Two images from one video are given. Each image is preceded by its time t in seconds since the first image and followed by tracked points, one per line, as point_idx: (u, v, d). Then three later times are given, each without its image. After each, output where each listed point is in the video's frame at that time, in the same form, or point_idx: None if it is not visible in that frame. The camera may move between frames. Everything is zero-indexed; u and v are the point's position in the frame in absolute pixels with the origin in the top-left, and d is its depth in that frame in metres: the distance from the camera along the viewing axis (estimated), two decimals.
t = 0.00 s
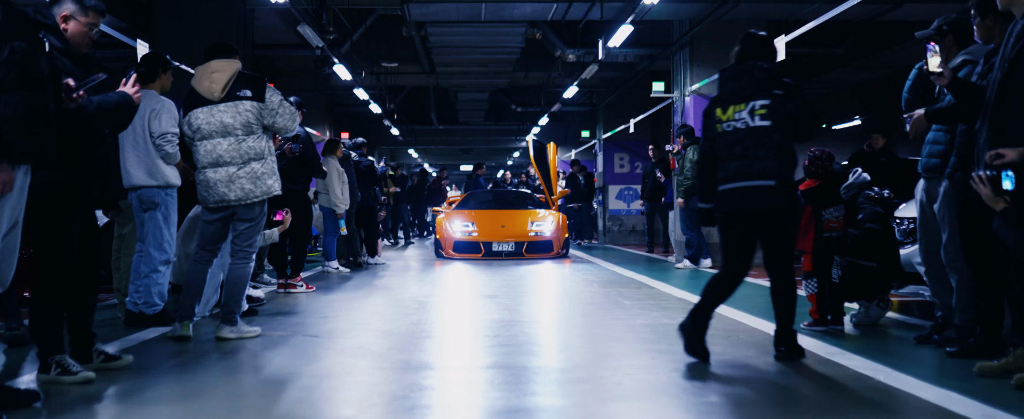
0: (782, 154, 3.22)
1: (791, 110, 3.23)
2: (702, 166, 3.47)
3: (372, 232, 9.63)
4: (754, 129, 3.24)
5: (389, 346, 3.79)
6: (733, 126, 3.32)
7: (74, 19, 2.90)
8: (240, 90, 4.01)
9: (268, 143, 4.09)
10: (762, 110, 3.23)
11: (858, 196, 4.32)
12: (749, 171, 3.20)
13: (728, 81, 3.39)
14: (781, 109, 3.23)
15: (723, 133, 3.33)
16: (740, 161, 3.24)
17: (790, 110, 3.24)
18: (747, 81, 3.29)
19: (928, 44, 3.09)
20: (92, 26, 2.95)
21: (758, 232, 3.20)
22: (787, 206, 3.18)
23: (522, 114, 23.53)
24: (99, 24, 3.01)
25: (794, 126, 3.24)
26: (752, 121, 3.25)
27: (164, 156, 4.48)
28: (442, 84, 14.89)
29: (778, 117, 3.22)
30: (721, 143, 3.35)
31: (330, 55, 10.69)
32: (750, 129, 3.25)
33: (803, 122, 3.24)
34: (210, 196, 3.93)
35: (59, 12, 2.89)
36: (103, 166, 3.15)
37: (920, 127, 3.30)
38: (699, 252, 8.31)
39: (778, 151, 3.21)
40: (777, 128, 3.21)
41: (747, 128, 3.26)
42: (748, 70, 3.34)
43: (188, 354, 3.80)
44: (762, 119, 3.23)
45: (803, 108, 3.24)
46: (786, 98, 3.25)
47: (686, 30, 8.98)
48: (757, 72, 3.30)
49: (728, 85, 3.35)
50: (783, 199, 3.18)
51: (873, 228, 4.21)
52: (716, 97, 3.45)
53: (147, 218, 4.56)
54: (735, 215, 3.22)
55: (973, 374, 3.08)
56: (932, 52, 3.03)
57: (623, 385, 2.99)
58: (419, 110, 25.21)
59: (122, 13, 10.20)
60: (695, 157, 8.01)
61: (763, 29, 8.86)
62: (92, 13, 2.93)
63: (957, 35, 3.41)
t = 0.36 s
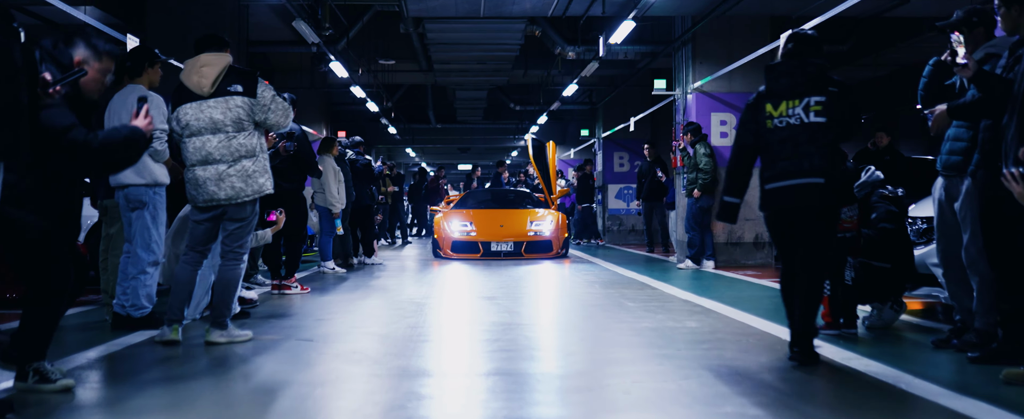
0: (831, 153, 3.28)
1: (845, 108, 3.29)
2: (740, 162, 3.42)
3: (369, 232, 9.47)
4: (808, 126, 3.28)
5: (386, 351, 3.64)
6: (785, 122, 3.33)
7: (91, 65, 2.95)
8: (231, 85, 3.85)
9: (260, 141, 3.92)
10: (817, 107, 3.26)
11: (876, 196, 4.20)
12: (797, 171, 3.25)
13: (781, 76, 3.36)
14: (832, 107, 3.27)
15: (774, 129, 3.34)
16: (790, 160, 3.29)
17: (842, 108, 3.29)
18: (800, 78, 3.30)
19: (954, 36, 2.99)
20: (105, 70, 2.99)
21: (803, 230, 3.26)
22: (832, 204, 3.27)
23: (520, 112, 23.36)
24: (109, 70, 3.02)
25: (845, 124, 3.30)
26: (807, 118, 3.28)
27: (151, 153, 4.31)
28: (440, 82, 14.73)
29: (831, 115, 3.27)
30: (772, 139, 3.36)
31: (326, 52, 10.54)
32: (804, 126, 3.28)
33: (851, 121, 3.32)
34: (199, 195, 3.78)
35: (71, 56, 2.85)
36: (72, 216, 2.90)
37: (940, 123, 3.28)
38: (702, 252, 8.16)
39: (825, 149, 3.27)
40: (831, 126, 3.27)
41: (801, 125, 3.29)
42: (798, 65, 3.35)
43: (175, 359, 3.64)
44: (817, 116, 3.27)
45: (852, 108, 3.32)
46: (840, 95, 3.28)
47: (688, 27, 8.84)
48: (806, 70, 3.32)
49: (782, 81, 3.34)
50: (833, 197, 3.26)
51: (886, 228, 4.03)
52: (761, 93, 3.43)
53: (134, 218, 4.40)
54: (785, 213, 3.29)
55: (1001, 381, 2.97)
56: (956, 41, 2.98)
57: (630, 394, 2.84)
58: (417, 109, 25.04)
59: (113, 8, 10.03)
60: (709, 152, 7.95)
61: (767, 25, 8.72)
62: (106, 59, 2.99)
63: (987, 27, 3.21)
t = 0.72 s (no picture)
0: (861, 152, 3.36)
1: (873, 105, 3.38)
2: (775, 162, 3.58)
3: (365, 232, 9.30)
4: (836, 124, 3.38)
5: (380, 358, 3.48)
6: (814, 121, 3.45)
7: (72, 142, 2.68)
8: (218, 80, 3.68)
9: (248, 141, 3.73)
10: (845, 105, 3.37)
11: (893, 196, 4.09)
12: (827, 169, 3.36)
13: (807, 74, 3.49)
14: (861, 105, 3.37)
15: (805, 128, 3.47)
16: (821, 158, 3.40)
17: (871, 105, 3.38)
18: (827, 77, 3.41)
19: (978, 23, 2.92)
20: (91, 147, 2.73)
21: (834, 227, 3.36)
22: (865, 203, 3.34)
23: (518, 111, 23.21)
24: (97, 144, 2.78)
25: (875, 121, 3.39)
26: (834, 116, 3.39)
27: (137, 150, 4.14)
28: (438, 80, 14.57)
29: (860, 112, 3.36)
30: (803, 138, 3.50)
31: (321, 49, 10.37)
32: (832, 123, 3.39)
33: (882, 118, 3.40)
34: (184, 195, 3.62)
35: (53, 133, 2.66)
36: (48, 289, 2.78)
37: (962, 119, 3.15)
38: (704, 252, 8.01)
39: (856, 147, 3.35)
40: (860, 122, 3.36)
41: (829, 122, 3.40)
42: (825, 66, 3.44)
43: (161, 366, 3.48)
44: (845, 113, 3.37)
45: (881, 105, 3.40)
46: (869, 93, 3.38)
47: (689, 24, 8.70)
48: (833, 69, 3.41)
49: (809, 80, 3.46)
50: (865, 195, 3.33)
51: (901, 228, 3.91)
52: (792, 94, 3.57)
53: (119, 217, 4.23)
54: (814, 210, 3.40)
55: None
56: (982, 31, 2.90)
57: (637, 405, 2.68)
58: (414, 108, 24.86)
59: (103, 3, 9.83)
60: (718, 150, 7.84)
61: (771, 22, 8.58)
62: (89, 133, 2.71)
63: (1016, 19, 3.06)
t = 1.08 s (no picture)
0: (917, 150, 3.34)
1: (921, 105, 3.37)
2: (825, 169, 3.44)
3: (361, 232, 9.13)
4: (890, 123, 3.33)
5: (373, 365, 3.32)
6: (865, 121, 3.36)
7: (46, 171, 2.46)
8: (202, 75, 3.50)
9: (229, 143, 3.53)
10: (898, 104, 3.32)
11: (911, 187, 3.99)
12: (884, 170, 3.29)
13: (856, 76, 3.39)
14: (912, 104, 3.34)
15: (858, 129, 3.36)
16: (878, 157, 3.31)
17: (920, 104, 3.36)
18: (878, 78, 3.33)
19: (1006, 11, 2.83)
20: (66, 176, 2.50)
21: (891, 228, 3.31)
22: (924, 199, 3.33)
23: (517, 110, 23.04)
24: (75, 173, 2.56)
25: (926, 119, 3.37)
26: (888, 115, 3.33)
27: (121, 147, 3.99)
28: (435, 78, 14.40)
29: (913, 111, 3.34)
30: (855, 141, 3.39)
31: (316, 46, 10.22)
32: (886, 123, 3.33)
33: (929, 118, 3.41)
34: (163, 193, 3.48)
35: (26, 163, 2.45)
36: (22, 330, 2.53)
37: (988, 115, 3.10)
38: (708, 253, 7.87)
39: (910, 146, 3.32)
40: (914, 121, 3.34)
41: (883, 122, 3.34)
42: (872, 66, 3.37)
43: (143, 373, 3.32)
44: (899, 112, 3.33)
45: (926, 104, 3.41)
46: (916, 93, 3.37)
47: (691, 20, 8.54)
48: (879, 71, 3.35)
49: (859, 81, 3.37)
50: (923, 192, 3.31)
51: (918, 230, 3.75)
52: (837, 95, 3.46)
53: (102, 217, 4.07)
54: (872, 213, 3.31)
55: None
56: (1011, 22, 2.79)
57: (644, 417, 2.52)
58: (411, 107, 24.71)
59: None
60: (721, 150, 7.69)
61: (774, 18, 8.44)
62: (65, 162, 2.48)
63: None
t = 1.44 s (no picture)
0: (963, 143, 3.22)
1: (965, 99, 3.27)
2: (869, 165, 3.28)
3: (357, 232, 8.98)
4: (941, 116, 3.20)
5: (368, 372, 3.16)
6: (915, 114, 3.22)
7: (18, 174, 2.05)
8: (188, 68, 3.34)
9: (213, 140, 3.37)
10: (947, 96, 3.21)
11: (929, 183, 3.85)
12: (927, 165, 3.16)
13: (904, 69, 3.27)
14: (959, 96, 3.23)
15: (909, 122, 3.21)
16: (928, 151, 3.18)
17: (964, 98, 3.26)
18: (927, 70, 3.24)
19: None
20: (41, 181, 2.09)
21: (940, 224, 3.17)
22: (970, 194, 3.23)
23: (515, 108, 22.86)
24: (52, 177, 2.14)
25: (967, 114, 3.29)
26: (938, 108, 3.20)
27: (107, 143, 3.83)
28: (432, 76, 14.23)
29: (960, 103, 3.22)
30: (903, 135, 3.25)
31: (312, 42, 10.05)
32: (937, 115, 3.19)
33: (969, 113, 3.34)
34: (143, 188, 3.33)
35: None
36: None
37: (1015, 107, 2.96)
38: (711, 253, 7.74)
39: (952, 139, 3.19)
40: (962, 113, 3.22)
41: (934, 115, 3.20)
42: (920, 58, 3.28)
43: (126, 380, 3.17)
44: (948, 105, 3.20)
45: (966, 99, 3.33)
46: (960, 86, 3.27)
47: (694, 16, 8.39)
48: (927, 63, 3.26)
49: (908, 73, 3.25)
50: (969, 186, 3.22)
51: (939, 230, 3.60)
52: (883, 88, 3.31)
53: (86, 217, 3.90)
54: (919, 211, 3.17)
55: None
56: None
57: None
58: (408, 106, 24.54)
59: None
60: (725, 151, 7.51)
61: (778, 14, 8.29)
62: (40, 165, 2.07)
63: None
